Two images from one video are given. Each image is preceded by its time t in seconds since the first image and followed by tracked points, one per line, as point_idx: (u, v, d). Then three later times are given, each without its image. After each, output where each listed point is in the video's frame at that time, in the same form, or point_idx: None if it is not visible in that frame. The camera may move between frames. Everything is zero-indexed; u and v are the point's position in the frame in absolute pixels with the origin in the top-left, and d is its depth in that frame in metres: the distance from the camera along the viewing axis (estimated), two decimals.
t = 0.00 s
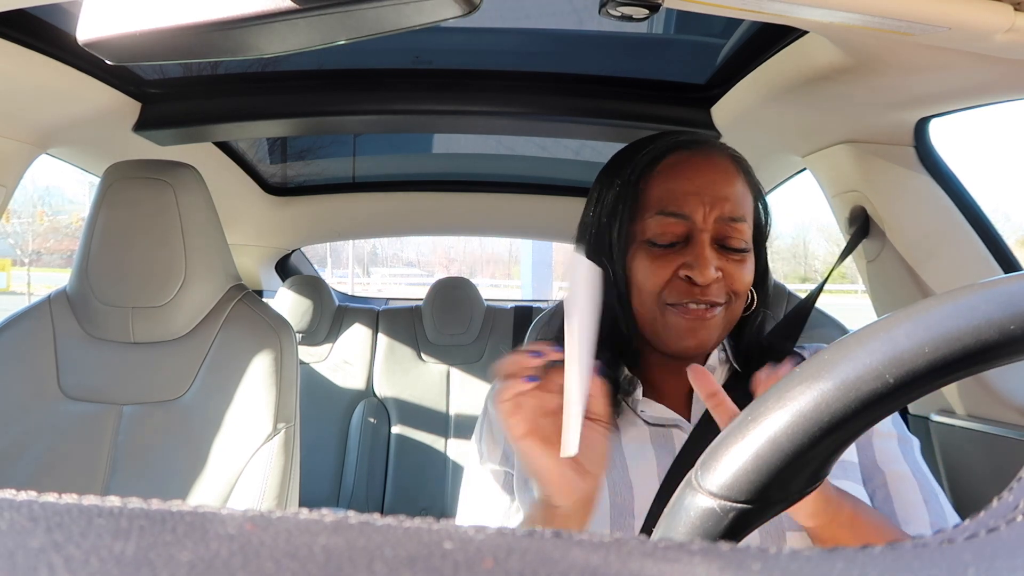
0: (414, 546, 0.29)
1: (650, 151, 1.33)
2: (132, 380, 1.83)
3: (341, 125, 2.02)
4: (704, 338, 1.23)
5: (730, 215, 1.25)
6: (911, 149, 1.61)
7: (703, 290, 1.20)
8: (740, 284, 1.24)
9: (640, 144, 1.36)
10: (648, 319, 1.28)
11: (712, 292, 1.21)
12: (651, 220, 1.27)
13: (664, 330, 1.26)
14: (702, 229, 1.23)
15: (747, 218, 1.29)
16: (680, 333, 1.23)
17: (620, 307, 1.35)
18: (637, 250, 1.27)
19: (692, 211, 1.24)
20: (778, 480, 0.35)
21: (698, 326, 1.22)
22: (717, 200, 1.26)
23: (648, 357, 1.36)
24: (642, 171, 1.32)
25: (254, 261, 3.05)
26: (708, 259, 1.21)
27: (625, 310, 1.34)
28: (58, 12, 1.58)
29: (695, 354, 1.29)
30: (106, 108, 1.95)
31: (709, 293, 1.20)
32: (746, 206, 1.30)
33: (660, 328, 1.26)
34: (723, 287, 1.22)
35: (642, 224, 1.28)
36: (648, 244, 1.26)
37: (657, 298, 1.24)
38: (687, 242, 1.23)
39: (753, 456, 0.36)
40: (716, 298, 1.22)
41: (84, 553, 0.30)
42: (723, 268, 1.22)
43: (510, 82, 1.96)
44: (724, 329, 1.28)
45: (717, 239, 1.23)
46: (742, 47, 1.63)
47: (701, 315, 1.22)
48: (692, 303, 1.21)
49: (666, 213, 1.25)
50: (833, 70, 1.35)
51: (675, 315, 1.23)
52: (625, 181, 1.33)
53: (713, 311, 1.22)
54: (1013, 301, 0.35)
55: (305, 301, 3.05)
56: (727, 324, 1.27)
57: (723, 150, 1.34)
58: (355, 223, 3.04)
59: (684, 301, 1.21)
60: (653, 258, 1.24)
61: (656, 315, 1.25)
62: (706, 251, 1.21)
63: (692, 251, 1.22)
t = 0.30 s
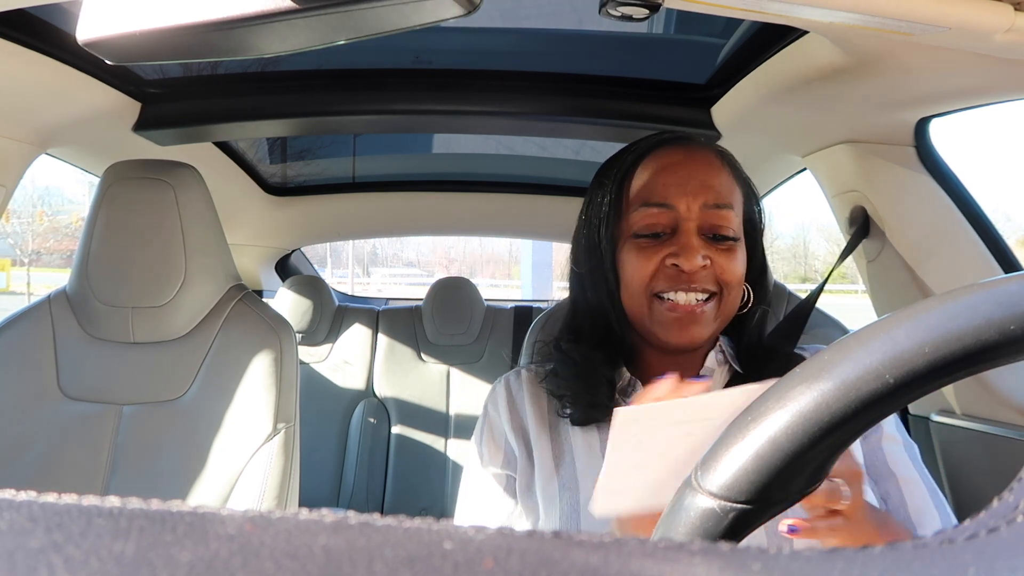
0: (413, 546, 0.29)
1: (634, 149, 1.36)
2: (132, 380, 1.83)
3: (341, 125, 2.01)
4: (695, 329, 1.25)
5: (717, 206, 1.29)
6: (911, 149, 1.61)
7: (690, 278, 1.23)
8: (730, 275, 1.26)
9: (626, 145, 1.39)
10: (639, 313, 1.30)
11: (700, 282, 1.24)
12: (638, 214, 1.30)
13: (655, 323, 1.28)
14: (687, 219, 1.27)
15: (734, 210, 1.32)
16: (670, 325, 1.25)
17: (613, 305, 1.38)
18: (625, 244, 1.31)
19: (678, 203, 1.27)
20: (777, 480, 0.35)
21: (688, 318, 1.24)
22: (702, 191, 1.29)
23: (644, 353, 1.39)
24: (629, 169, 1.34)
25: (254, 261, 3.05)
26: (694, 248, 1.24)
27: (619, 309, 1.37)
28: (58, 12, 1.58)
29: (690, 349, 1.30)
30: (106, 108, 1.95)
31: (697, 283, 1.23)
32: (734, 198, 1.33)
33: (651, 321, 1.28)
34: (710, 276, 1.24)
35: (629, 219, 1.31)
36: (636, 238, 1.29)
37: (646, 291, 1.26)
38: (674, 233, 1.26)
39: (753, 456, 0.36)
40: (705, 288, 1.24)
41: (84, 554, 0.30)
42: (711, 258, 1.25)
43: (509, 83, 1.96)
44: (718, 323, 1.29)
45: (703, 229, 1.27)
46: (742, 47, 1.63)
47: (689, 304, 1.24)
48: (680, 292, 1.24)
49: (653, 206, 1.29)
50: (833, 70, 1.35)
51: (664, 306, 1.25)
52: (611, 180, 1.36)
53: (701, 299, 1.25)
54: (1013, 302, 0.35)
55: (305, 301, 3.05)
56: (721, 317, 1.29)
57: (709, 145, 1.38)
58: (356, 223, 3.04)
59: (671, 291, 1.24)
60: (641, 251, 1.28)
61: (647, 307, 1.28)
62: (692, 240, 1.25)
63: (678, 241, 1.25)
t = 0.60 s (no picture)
0: (413, 546, 0.29)
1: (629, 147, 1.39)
2: (132, 380, 1.83)
3: (341, 125, 2.01)
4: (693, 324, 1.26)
5: (714, 202, 1.31)
6: (911, 149, 1.61)
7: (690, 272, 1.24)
8: (726, 271, 1.29)
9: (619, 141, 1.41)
10: (637, 309, 1.31)
11: (700, 277, 1.25)
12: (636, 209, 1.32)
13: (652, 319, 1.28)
14: (686, 214, 1.29)
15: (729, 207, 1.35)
16: (670, 319, 1.25)
17: (608, 303, 1.37)
18: (624, 241, 1.32)
19: (677, 199, 1.30)
20: (777, 480, 0.35)
21: (688, 313, 1.25)
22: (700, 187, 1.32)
23: (637, 353, 1.39)
24: (624, 166, 1.37)
25: (254, 261, 3.06)
26: (694, 242, 1.26)
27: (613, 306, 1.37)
28: (58, 12, 1.58)
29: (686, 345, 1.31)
30: (106, 108, 1.95)
31: (697, 278, 1.25)
32: (727, 195, 1.37)
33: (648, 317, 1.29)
34: (708, 271, 1.26)
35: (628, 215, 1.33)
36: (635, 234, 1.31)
37: (647, 287, 1.27)
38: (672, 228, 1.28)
39: (754, 456, 0.36)
40: (704, 283, 1.26)
41: (83, 554, 0.30)
42: (709, 253, 1.27)
43: (509, 83, 1.96)
44: (715, 318, 1.31)
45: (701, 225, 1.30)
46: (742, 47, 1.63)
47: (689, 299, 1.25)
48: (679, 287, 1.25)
49: (652, 200, 1.31)
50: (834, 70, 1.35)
51: (665, 302, 1.26)
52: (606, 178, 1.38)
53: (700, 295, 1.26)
54: (1014, 301, 0.35)
55: (305, 301, 3.05)
56: (717, 313, 1.31)
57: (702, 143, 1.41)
58: (355, 223, 3.04)
59: (671, 285, 1.25)
60: (640, 246, 1.29)
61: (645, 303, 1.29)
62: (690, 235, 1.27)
63: (677, 236, 1.27)
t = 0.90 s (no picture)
0: (413, 546, 0.29)
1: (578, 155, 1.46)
2: (131, 381, 1.83)
3: (341, 125, 2.01)
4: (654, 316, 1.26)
5: (662, 189, 1.34)
6: (911, 149, 1.61)
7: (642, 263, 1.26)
8: (685, 257, 1.29)
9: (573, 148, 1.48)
10: (599, 308, 1.31)
11: (656, 267, 1.26)
12: (588, 208, 1.36)
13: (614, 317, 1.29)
14: (635, 207, 1.32)
15: (683, 191, 1.36)
16: (629, 313, 1.26)
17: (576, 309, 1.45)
18: (580, 241, 1.35)
19: (625, 193, 1.33)
20: (778, 480, 0.35)
21: (648, 304, 1.26)
22: (648, 179, 1.35)
23: (612, 355, 1.39)
24: (575, 173, 1.44)
25: (254, 261, 3.06)
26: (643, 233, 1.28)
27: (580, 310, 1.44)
28: (58, 12, 1.58)
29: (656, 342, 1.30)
30: (106, 108, 1.95)
31: (652, 268, 1.26)
32: (682, 181, 1.39)
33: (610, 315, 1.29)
34: (663, 260, 1.27)
35: (581, 214, 1.37)
36: (590, 232, 1.34)
37: (605, 284, 1.29)
38: (624, 223, 1.31)
39: (753, 456, 0.36)
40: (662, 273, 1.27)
41: (84, 554, 0.30)
42: (662, 241, 1.28)
43: (509, 83, 1.96)
44: (683, 308, 1.30)
45: (652, 215, 1.32)
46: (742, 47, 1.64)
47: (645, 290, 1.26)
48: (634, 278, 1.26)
49: (601, 197, 1.34)
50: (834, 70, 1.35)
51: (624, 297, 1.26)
52: (558, 186, 1.45)
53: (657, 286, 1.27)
54: (1012, 302, 0.35)
55: (305, 301, 3.06)
56: (684, 303, 1.30)
57: (650, 135, 1.45)
58: (356, 223, 3.04)
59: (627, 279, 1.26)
60: (594, 243, 1.32)
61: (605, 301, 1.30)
62: (642, 227, 1.29)
63: (629, 229, 1.30)
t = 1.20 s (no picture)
0: (413, 546, 0.29)
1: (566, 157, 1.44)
2: (132, 381, 1.83)
3: (341, 125, 2.01)
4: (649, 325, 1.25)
5: (654, 192, 1.31)
6: (911, 149, 1.61)
7: (634, 272, 1.24)
8: (678, 262, 1.27)
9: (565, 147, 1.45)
10: (594, 315, 1.31)
11: (648, 275, 1.25)
12: (579, 214, 1.33)
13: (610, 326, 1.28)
14: (626, 213, 1.29)
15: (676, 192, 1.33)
16: (623, 323, 1.25)
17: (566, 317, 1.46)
18: (570, 248, 1.34)
19: (616, 199, 1.31)
20: (779, 480, 0.35)
21: (641, 314, 1.25)
22: (640, 183, 1.32)
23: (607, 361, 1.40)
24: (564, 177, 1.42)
25: (254, 261, 3.06)
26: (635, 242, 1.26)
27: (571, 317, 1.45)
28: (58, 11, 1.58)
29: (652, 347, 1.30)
30: (106, 108, 1.95)
31: (643, 276, 1.24)
32: (674, 181, 1.36)
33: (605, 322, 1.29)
34: (656, 268, 1.26)
35: (572, 220, 1.35)
36: (581, 238, 1.32)
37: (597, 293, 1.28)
38: (616, 230, 1.29)
39: (753, 457, 0.36)
40: (654, 281, 1.25)
41: (84, 554, 0.30)
42: (654, 248, 1.26)
43: (509, 83, 1.96)
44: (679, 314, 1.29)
45: (644, 221, 1.29)
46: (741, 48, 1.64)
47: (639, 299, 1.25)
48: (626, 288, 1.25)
49: (592, 203, 1.32)
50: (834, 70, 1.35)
51: (617, 307, 1.26)
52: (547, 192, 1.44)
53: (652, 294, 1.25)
54: (1013, 301, 0.35)
55: (305, 301, 3.06)
56: (680, 308, 1.29)
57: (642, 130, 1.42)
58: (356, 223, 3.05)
59: (619, 289, 1.25)
60: (587, 250, 1.30)
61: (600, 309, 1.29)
62: (633, 234, 1.27)
63: (620, 237, 1.28)
